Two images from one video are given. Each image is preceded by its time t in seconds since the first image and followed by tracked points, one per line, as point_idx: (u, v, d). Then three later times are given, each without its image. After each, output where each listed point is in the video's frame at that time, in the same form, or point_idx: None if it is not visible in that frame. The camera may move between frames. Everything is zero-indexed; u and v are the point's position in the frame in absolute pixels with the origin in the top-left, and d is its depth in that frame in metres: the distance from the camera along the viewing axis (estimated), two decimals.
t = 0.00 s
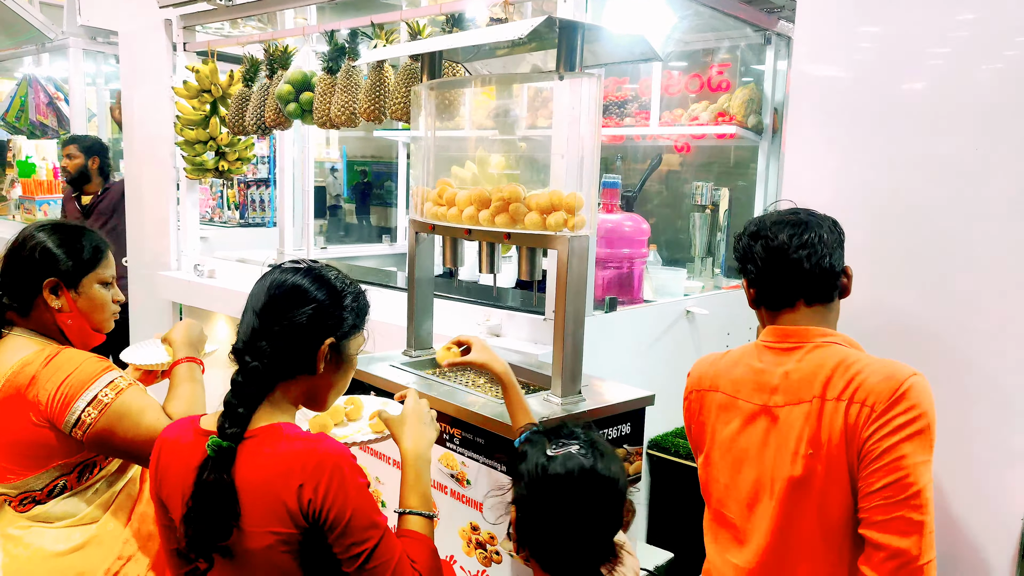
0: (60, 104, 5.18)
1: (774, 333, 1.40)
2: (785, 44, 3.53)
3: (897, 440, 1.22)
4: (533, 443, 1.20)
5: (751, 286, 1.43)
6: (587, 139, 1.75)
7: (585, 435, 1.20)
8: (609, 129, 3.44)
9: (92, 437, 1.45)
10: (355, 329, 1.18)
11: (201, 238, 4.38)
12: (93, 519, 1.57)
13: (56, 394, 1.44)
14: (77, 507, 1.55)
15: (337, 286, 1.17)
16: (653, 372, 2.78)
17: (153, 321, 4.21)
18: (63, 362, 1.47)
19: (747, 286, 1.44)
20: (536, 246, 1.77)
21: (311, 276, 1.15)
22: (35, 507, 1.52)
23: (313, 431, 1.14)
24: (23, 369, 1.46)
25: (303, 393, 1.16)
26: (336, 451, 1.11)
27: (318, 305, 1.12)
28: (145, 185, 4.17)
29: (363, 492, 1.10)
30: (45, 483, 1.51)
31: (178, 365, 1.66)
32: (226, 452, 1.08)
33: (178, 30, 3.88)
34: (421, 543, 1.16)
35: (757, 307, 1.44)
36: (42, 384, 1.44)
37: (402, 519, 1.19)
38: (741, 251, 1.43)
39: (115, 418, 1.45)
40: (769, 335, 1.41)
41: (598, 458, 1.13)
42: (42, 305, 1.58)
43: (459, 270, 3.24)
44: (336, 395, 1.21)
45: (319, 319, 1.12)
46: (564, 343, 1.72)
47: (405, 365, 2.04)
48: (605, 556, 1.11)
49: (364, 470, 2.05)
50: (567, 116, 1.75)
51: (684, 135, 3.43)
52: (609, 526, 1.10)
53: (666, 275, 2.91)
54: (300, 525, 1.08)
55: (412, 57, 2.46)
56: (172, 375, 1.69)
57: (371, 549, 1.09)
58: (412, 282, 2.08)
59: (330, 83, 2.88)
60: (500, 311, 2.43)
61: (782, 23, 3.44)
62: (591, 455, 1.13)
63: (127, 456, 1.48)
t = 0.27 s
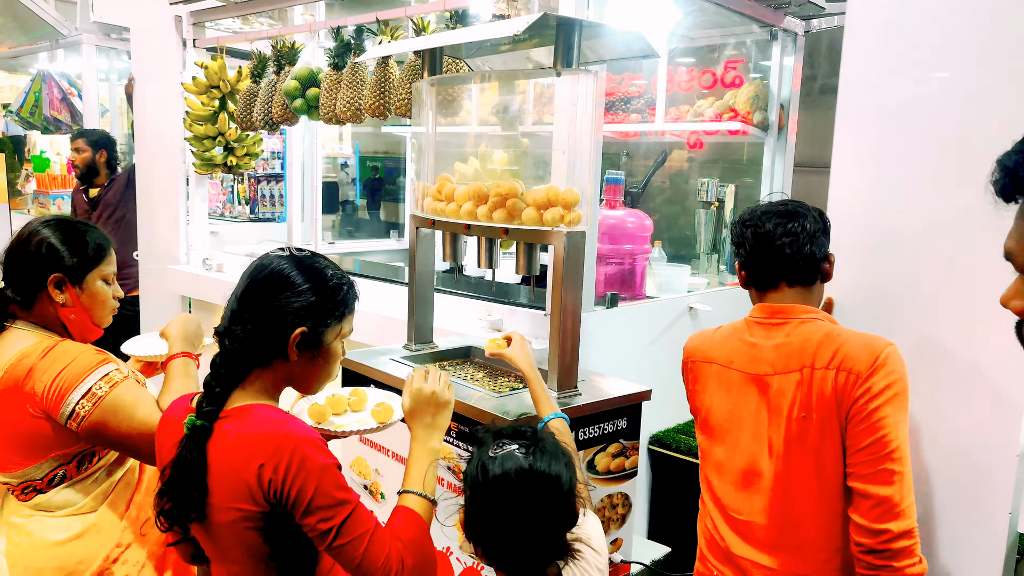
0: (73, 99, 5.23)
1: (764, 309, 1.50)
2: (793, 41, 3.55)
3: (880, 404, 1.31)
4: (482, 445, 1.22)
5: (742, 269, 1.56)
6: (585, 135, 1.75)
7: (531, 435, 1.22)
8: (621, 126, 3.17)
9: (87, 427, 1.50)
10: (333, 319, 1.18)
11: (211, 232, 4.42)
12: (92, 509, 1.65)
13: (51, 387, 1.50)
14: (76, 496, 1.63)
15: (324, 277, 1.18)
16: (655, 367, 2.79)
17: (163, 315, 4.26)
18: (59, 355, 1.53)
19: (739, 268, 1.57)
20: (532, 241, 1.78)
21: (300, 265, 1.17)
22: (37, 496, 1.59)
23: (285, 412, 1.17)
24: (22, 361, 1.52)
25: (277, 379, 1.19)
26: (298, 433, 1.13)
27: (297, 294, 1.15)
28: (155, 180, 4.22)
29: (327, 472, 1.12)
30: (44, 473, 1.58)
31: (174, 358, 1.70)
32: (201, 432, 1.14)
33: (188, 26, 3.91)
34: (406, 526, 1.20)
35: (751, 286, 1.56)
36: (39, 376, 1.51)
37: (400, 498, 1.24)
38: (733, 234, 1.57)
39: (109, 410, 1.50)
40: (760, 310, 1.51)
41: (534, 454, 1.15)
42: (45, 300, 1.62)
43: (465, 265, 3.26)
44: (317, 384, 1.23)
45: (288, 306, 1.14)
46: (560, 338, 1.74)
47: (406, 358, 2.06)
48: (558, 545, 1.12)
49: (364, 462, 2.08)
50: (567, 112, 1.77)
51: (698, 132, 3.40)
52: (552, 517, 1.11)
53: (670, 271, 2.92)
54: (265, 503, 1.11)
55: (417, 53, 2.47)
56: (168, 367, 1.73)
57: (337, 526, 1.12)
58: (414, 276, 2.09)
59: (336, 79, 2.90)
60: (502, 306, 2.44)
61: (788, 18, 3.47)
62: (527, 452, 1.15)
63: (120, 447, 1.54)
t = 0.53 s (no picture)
0: (87, 97, 5.28)
1: (764, 278, 1.75)
2: (803, 38, 3.52)
3: (863, 355, 1.52)
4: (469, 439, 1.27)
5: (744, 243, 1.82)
6: (588, 134, 1.79)
7: (517, 426, 1.27)
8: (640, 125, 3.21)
9: (91, 420, 1.57)
10: (315, 302, 1.26)
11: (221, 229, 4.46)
12: (97, 502, 1.70)
13: (56, 381, 1.56)
14: (82, 489, 1.67)
15: (306, 265, 1.26)
16: (662, 365, 2.79)
17: (175, 311, 4.30)
18: (65, 349, 1.59)
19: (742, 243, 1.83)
20: (535, 239, 1.79)
21: (284, 253, 1.26)
22: (43, 488, 1.64)
23: (269, 402, 1.25)
24: (29, 355, 1.58)
25: (265, 366, 1.28)
26: (279, 422, 1.21)
27: (277, 281, 1.23)
28: (167, 177, 4.25)
29: (307, 459, 1.20)
30: (51, 466, 1.63)
31: (179, 353, 1.73)
32: (192, 423, 1.26)
33: (200, 24, 3.94)
34: (418, 497, 1.31)
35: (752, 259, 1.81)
36: (45, 369, 1.56)
37: (412, 472, 1.36)
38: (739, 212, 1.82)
39: (112, 403, 1.57)
40: (760, 280, 1.76)
41: (526, 444, 1.20)
42: (58, 294, 1.67)
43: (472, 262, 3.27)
44: (305, 366, 1.31)
45: (271, 292, 1.23)
46: (564, 335, 1.75)
47: (411, 354, 2.08)
48: (543, 536, 1.17)
49: (369, 457, 2.10)
50: (573, 110, 1.78)
51: (709, 128, 3.38)
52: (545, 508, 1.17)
53: (676, 268, 2.92)
54: (251, 490, 1.20)
55: (424, 51, 2.48)
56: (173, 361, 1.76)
57: (323, 508, 1.20)
58: (420, 272, 2.10)
59: (344, 77, 2.92)
60: (508, 303, 2.45)
61: (798, 15, 3.40)
62: (517, 443, 1.20)
63: (124, 440, 1.60)
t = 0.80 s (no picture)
0: (98, 95, 5.31)
1: (756, 248, 1.95)
2: (813, 36, 3.46)
3: (819, 305, 1.69)
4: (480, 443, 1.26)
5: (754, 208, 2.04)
6: (596, 132, 1.76)
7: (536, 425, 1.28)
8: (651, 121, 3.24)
9: (98, 417, 1.58)
10: (310, 295, 1.27)
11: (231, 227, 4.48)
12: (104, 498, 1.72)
13: (62, 377, 1.57)
14: (89, 485, 1.70)
15: (302, 258, 1.28)
16: (671, 363, 2.79)
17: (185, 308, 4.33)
18: (72, 345, 1.61)
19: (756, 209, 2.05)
20: (544, 237, 1.79)
21: (281, 247, 1.27)
22: (50, 483, 1.66)
23: (269, 401, 1.26)
24: (37, 352, 1.60)
25: (262, 361, 1.29)
26: (278, 421, 1.22)
27: (272, 274, 1.24)
28: (178, 175, 4.27)
29: (306, 459, 1.20)
30: (57, 462, 1.65)
31: (187, 350, 1.75)
32: (197, 417, 1.27)
33: (210, 22, 3.95)
34: (415, 500, 1.30)
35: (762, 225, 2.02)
36: (52, 365, 1.59)
37: (410, 476, 1.34)
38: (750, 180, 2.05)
39: (119, 401, 1.58)
40: (754, 249, 1.95)
41: (554, 443, 1.23)
42: (59, 288, 1.69)
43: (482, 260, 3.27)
44: (303, 361, 1.32)
45: (265, 284, 1.24)
46: (573, 332, 1.75)
47: (420, 353, 2.08)
48: (570, 537, 1.20)
49: (378, 455, 2.10)
50: (582, 108, 1.77)
51: (720, 127, 3.39)
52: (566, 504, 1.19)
53: (686, 267, 2.91)
54: (254, 486, 1.21)
55: (433, 49, 2.49)
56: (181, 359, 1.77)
57: (322, 508, 1.21)
58: (430, 271, 2.11)
59: (354, 74, 2.93)
60: (517, 302, 2.45)
61: (808, 13, 3.37)
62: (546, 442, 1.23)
63: (128, 437, 1.61)
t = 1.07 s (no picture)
0: (107, 93, 5.33)
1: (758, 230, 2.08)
2: (823, 31, 3.44)
3: (756, 289, 1.85)
4: (506, 442, 1.29)
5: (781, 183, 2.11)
6: (607, 129, 1.75)
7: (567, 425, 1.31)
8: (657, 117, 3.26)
9: (98, 412, 1.59)
10: (321, 293, 1.27)
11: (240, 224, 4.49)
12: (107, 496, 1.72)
13: (65, 372, 1.60)
14: (93, 482, 1.70)
15: (313, 255, 1.27)
16: (680, 361, 2.77)
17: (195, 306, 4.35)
18: (76, 340, 1.63)
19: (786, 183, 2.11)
20: (554, 234, 1.78)
21: (294, 245, 1.27)
22: (55, 479, 1.68)
23: (279, 396, 1.25)
24: (42, 346, 1.63)
25: (271, 355, 1.29)
26: (289, 416, 1.22)
27: (283, 270, 1.24)
28: (187, 173, 4.29)
29: (315, 454, 1.20)
30: (61, 458, 1.67)
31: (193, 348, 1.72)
32: (207, 409, 1.26)
33: (218, 20, 3.95)
34: (412, 498, 1.28)
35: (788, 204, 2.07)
36: (55, 360, 1.61)
37: (405, 472, 1.32)
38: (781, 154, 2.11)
39: (118, 396, 1.59)
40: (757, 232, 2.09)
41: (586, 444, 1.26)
42: (59, 285, 1.73)
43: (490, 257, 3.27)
44: (311, 358, 1.31)
45: (277, 280, 1.23)
46: (582, 328, 1.74)
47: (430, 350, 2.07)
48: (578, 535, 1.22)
49: (388, 453, 2.10)
50: (592, 103, 1.75)
51: (728, 124, 3.40)
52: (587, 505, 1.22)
53: (695, 264, 2.90)
54: (264, 480, 1.21)
55: (443, 46, 2.48)
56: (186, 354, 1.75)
57: (328, 503, 1.20)
58: (439, 269, 2.10)
59: (363, 71, 2.93)
60: (527, 300, 2.45)
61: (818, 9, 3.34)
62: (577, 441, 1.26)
63: (128, 433, 1.62)
